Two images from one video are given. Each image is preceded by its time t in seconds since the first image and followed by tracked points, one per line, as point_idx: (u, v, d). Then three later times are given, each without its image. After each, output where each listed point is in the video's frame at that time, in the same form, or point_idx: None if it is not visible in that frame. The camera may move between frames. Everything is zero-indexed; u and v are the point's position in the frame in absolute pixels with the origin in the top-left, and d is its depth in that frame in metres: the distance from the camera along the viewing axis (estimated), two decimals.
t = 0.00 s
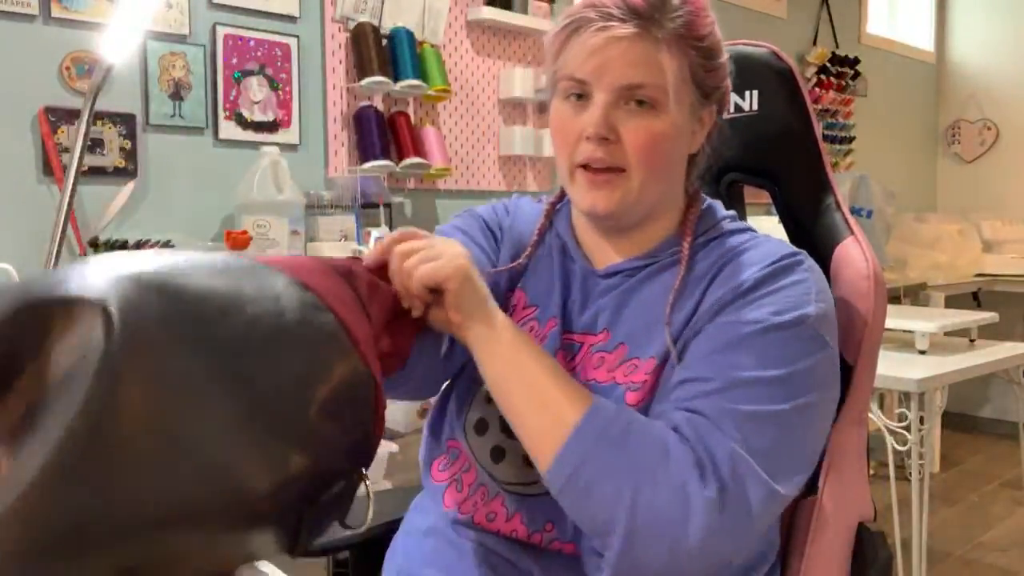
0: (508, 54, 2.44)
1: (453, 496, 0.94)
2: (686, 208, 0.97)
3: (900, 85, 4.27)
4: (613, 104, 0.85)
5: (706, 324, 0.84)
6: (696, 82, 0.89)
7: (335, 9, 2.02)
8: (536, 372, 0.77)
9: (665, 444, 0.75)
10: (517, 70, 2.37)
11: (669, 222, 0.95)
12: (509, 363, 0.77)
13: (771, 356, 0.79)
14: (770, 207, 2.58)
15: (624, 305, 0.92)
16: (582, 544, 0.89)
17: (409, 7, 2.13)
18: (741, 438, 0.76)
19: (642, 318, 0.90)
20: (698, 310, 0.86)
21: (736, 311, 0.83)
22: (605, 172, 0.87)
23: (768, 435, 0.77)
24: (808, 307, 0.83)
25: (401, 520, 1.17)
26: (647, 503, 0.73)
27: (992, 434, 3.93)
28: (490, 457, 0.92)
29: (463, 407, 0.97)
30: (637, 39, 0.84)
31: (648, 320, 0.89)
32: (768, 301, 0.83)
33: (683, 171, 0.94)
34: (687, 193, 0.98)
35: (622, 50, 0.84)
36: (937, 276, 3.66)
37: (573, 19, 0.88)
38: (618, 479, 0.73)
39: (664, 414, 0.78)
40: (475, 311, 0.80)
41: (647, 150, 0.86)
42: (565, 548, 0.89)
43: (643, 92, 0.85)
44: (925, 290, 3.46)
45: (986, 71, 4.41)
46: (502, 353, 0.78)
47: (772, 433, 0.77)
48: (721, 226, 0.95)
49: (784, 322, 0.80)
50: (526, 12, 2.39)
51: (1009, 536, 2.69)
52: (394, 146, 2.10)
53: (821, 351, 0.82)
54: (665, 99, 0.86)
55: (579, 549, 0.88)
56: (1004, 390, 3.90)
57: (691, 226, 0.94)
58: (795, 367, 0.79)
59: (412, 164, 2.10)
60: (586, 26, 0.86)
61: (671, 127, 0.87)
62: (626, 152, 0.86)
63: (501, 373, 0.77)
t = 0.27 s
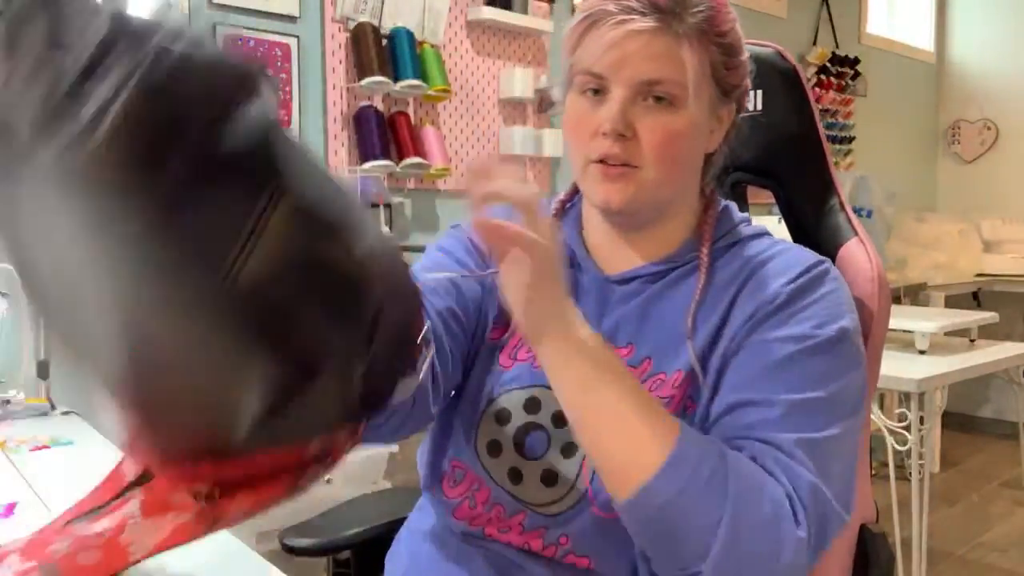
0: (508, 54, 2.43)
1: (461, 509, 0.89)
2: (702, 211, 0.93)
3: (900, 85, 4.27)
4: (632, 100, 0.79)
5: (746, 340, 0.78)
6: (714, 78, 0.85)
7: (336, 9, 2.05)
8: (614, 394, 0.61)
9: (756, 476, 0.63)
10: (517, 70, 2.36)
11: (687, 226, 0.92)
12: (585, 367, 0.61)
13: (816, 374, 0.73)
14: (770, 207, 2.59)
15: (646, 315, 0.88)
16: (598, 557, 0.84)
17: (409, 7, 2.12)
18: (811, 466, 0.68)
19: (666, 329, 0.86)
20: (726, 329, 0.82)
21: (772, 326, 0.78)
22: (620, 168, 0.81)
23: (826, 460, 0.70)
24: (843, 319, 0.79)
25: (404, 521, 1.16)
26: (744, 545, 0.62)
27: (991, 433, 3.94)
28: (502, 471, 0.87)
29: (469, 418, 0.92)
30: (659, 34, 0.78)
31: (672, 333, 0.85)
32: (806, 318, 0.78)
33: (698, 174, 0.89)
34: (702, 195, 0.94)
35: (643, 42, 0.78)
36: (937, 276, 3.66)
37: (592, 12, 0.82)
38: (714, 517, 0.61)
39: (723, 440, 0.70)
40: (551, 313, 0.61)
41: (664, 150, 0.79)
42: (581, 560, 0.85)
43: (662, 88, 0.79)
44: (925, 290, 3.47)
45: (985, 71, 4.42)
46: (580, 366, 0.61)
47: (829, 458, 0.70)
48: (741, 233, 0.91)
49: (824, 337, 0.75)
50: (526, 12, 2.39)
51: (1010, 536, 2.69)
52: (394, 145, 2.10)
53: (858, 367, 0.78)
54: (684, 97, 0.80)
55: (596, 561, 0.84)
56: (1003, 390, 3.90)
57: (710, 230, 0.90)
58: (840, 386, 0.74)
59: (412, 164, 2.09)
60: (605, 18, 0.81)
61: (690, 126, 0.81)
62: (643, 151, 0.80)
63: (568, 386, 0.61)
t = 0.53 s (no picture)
0: (508, 54, 2.44)
1: (460, 510, 0.89)
2: (722, 220, 0.92)
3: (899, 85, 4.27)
4: (655, 95, 0.81)
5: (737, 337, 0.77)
6: (743, 83, 0.85)
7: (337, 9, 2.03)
8: (579, 392, 0.54)
9: (716, 465, 0.61)
10: (518, 70, 2.37)
11: (702, 230, 0.91)
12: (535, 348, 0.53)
13: (813, 372, 0.72)
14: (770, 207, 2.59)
15: (653, 317, 0.88)
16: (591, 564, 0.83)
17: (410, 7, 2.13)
18: (779, 460, 0.67)
19: (670, 332, 0.86)
20: (726, 326, 0.80)
21: (764, 325, 0.76)
22: (637, 162, 0.81)
23: (804, 459, 0.68)
24: (844, 327, 0.77)
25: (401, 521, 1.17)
26: (693, 535, 0.59)
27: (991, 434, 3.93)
28: (502, 473, 0.87)
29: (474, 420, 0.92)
30: (686, 29, 0.80)
31: (675, 335, 0.85)
32: (811, 317, 0.76)
33: (722, 180, 0.89)
34: (723, 202, 0.94)
35: (671, 37, 0.80)
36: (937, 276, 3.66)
37: (625, 6, 0.85)
38: (668, 507, 0.58)
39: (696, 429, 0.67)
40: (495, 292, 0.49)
41: (684, 147, 0.80)
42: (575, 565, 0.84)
43: (686, 87, 0.80)
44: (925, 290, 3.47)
45: (985, 71, 4.42)
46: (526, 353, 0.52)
47: (811, 458, 0.69)
48: (755, 239, 0.90)
49: (825, 338, 0.75)
50: (526, 12, 2.39)
51: (1011, 537, 2.69)
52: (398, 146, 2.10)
53: (858, 372, 0.76)
54: (708, 97, 0.81)
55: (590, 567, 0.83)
56: (1003, 390, 3.90)
57: (725, 236, 0.90)
58: (836, 388, 0.73)
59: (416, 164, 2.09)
60: (636, 14, 0.84)
61: (713, 126, 0.82)
62: (662, 147, 0.80)
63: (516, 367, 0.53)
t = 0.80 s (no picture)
0: (509, 54, 2.44)
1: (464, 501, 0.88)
2: (725, 220, 0.92)
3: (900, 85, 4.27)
4: (664, 97, 0.82)
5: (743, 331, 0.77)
6: (752, 90, 0.86)
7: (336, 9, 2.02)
8: (565, 376, 0.57)
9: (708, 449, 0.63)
10: (518, 70, 2.37)
11: (707, 229, 0.91)
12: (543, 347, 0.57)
13: (814, 368, 0.73)
14: (771, 207, 2.59)
15: (657, 313, 0.87)
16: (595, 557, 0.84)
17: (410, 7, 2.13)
18: (776, 450, 0.68)
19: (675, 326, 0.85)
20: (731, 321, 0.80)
21: (770, 320, 0.77)
22: (645, 163, 0.82)
23: (802, 450, 0.69)
24: (849, 324, 0.78)
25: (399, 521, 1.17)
26: (680, 514, 0.61)
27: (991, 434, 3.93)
28: (507, 465, 0.85)
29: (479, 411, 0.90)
30: (696, 34, 0.81)
31: (680, 329, 0.85)
32: (813, 315, 0.77)
33: (728, 183, 0.90)
34: (729, 204, 0.94)
35: (682, 40, 0.81)
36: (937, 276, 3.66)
37: (637, 7, 0.85)
38: (655, 485, 0.60)
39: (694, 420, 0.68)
40: (506, 289, 0.53)
41: (691, 149, 0.81)
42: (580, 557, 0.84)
43: (694, 90, 0.81)
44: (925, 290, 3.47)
45: (985, 71, 4.42)
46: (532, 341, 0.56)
47: (809, 449, 0.70)
48: (759, 237, 0.89)
49: (826, 335, 0.75)
50: (526, 12, 2.39)
51: (1010, 537, 2.69)
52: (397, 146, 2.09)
53: (859, 369, 0.77)
54: (716, 101, 0.82)
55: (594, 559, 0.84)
56: (1004, 390, 3.90)
57: (729, 233, 0.90)
58: (836, 383, 0.74)
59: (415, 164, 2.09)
60: (649, 16, 0.84)
61: (720, 130, 0.83)
62: (670, 148, 0.81)
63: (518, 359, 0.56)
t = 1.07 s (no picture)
0: (509, 54, 2.44)
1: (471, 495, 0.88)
2: (723, 216, 0.93)
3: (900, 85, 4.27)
4: (660, 99, 0.82)
5: (748, 329, 0.76)
6: (747, 90, 0.86)
7: (336, 9, 2.02)
8: (585, 391, 0.61)
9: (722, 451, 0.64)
10: (518, 70, 2.37)
11: (708, 224, 0.91)
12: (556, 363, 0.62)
13: (819, 361, 0.73)
14: (771, 207, 2.59)
15: (660, 309, 0.87)
16: (600, 548, 0.83)
17: (409, 7, 2.13)
18: (787, 446, 0.68)
19: (680, 321, 0.85)
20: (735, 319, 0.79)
21: (774, 316, 0.76)
22: (643, 165, 0.83)
23: (810, 445, 0.70)
24: (849, 316, 0.78)
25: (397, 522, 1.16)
26: (702, 514, 0.63)
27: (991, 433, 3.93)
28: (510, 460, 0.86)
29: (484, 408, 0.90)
30: (691, 35, 0.81)
31: (685, 324, 0.84)
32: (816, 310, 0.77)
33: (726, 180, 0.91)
34: (725, 204, 0.94)
35: (677, 43, 0.81)
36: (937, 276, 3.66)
37: (633, 10, 0.85)
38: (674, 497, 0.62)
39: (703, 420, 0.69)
40: (522, 308, 0.59)
41: (687, 150, 0.82)
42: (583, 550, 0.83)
43: (690, 91, 0.81)
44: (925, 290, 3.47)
45: (985, 72, 4.42)
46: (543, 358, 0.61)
47: (817, 442, 0.70)
48: (759, 233, 0.89)
49: (829, 328, 0.75)
50: (527, 12, 2.39)
51: (1011, 537, 2.69)
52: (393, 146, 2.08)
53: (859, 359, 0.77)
54: (713, 102, 0.82)
55: (599, 552, 0.83)
56: (1004, 390, 3.90)
57: (727, 229, 0.90)
58: (840, 374, 0.74)
59: (412, 164, 2.09)
60: (645, 18, 0.84)
61: (716, 130, 0.83)
62: (667, 150, 0.82)
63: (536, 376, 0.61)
